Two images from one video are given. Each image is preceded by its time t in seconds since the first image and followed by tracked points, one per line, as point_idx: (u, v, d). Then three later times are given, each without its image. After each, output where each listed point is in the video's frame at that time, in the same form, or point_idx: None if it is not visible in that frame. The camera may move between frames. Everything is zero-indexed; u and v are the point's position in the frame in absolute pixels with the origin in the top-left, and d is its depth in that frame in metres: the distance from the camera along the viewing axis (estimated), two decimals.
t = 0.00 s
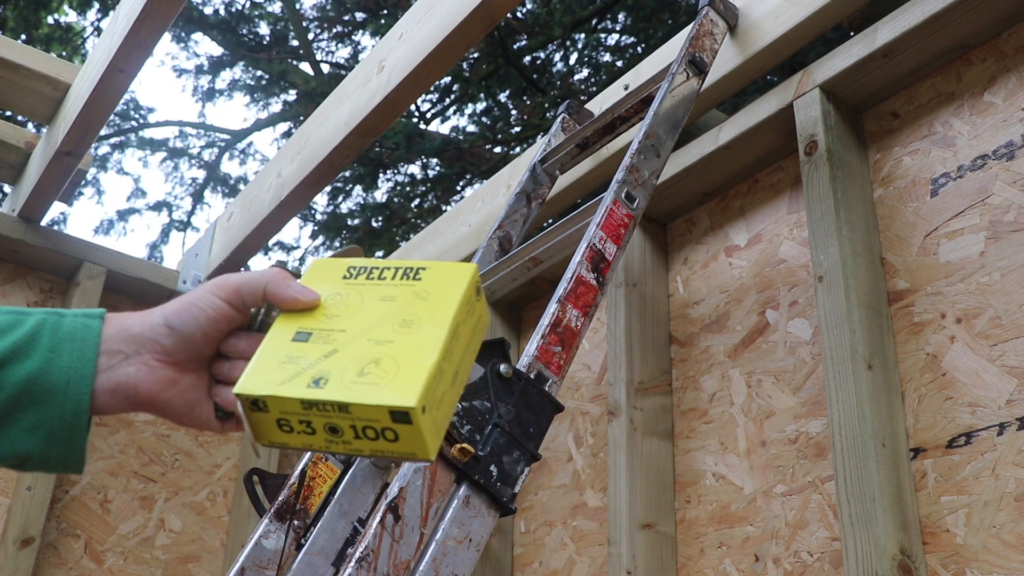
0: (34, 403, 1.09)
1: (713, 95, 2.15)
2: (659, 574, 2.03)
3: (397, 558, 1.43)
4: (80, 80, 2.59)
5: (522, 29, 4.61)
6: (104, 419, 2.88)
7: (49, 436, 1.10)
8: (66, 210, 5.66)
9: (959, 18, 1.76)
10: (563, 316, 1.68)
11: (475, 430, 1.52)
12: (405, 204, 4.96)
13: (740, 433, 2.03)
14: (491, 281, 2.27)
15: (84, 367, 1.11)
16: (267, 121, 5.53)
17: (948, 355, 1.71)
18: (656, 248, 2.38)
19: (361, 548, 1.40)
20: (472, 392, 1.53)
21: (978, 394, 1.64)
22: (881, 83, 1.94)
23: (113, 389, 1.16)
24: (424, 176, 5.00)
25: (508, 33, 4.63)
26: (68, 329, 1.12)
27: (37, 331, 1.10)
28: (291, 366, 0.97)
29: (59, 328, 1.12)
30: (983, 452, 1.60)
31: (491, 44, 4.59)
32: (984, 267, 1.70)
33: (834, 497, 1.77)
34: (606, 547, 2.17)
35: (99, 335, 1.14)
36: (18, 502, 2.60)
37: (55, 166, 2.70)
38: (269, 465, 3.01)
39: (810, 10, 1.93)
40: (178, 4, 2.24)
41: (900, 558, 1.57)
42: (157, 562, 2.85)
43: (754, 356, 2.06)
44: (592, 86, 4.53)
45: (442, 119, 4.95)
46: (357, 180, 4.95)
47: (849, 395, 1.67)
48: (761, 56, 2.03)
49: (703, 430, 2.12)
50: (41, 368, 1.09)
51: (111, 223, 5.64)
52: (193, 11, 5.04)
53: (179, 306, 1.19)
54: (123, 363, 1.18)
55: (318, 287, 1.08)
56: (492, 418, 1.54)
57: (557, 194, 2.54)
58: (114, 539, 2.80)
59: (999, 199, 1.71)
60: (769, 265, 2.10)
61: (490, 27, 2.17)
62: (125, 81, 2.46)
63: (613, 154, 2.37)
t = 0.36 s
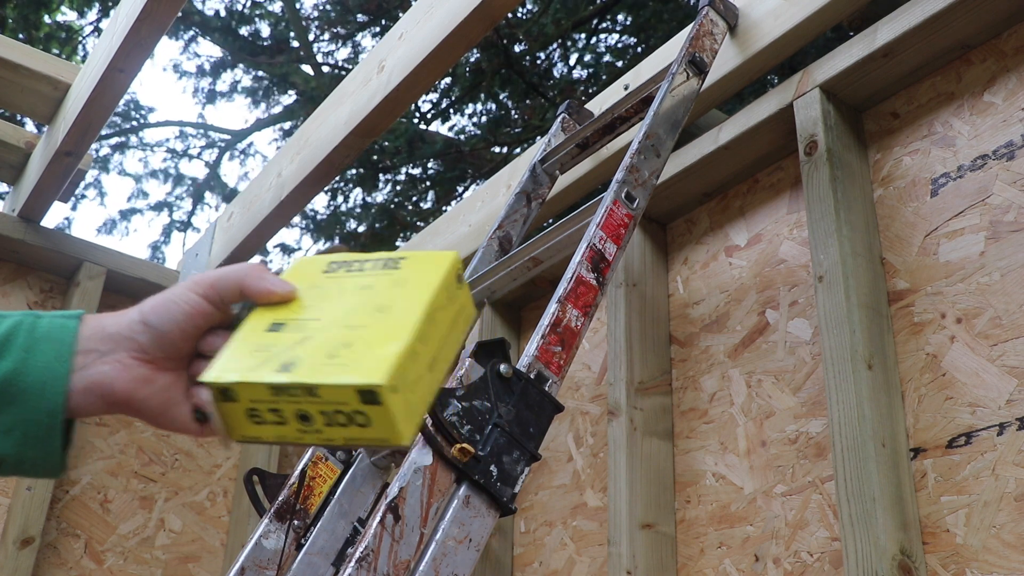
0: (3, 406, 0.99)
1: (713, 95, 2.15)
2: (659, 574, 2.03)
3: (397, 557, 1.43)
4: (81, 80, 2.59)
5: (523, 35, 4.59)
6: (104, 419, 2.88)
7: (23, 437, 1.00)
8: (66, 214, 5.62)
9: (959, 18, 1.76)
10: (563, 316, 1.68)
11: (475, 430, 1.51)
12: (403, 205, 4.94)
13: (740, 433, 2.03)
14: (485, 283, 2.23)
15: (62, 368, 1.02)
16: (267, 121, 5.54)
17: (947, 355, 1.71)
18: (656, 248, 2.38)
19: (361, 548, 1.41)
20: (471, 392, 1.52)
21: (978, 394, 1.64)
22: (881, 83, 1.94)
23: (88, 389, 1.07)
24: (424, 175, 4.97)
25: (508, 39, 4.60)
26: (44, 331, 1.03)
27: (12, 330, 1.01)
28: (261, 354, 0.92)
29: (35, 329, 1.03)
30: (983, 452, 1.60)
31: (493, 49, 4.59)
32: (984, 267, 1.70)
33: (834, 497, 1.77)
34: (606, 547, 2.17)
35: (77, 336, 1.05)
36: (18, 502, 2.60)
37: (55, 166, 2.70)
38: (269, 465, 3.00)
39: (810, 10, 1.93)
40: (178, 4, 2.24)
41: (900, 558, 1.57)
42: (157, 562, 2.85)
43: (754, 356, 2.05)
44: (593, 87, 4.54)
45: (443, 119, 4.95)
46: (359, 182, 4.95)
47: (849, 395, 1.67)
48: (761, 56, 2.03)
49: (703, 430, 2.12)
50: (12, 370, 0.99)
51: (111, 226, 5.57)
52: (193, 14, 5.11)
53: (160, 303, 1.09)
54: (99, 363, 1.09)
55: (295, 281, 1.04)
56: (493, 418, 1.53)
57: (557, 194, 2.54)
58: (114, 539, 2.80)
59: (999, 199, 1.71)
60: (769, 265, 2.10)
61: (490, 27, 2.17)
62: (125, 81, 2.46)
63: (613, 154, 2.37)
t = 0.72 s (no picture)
0: None
1: (713, 95, 2.14)
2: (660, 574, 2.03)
3: (397, 557, 1.45)
4: (80, 80, 2.59)
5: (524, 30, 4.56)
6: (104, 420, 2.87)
7: None
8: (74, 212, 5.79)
9: (959, 18, 1.76)
10: (563, 316, 1.68)
11: (475, 430, 1.51)
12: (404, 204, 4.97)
13: (740, 433, 2.03)
14: (485, 282, 2.22)
15: None
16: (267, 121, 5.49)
17: (947, 355, 1.70)
18: (656, 248, 2.38)
19: (362, 548, 1.43)
20: (472, 392, 1.53)
21: (978, 394, 1.64)
22: (881, 83, 1.94)
23: None
24: (424, 175, 4.99)
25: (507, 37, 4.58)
26: None
27: None
28: None
29: None
30: (983, 452, 1.60)
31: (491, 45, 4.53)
32: (984, 267, 1.70)
33: (834, 497, 1.77)
34: (606, 547, 2.17)
35: None
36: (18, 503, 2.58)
37: (55, 167, 2.70)
38: (269, 465, 3.00)
39: (811, 10, 1.93)
40: (178, 4, 2.24)
41: (900, 558, 1.57)
42: (157, 562, 2.84)
43: (754, 356, 2.06)
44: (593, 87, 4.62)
45: (442, 119, 4.89)
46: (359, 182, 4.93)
47: (849, 395, 1.67)
48: (761, 56, 2.03)
49: (703, 430, 2.12)
50: None
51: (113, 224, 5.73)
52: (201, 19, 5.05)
53: None
54: None
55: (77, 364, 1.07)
56: (493, 419, 1.53)
57: (557, 194, 2.55)
58: (114, 539, 2.79)
59: (999, 199, 1.72)
60: (769, 265, 2.10)
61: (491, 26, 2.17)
62: (125, 82, 2.46)
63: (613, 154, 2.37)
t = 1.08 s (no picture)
0: None
1: (713, 95, 2.14)
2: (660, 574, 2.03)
3: (397, 557, 1.45)
4: (81, 80, 2.59)
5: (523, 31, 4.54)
6: (104, 419, 2.87)
7: None
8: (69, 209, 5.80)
9: (959, 17, 1.76)
10: (563, 316, 1.68)
11: (475, 430, 1.51)
12: (404, 205, 4.96)
13: (740, 433, 2.03)
14: (486, 282, 2.22)
15: None
16: (267, 121, 5.51)
17: (948, 355, 1.70)
18: (656, 248, 2.38)
19: (362, 548, 1.43)
20: (472, 392, 1.53)
21: (978, 394, 1.64)
22: (881, 83, 1.94)
23: None
24: (424, 177, 4.96)
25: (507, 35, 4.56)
26: None
27: None
28: None
29: None
30: (983, 452, 1.60)
31: (490, 44, 4.54)
32: (984, 267, 1.70)
33: (834, 497, 1.77)
34: (606, 547, 2.17)
35: None
36: (18, 502, 2.57)
37: (55, 167, 2.70)
38: (270, 465, 3.00)
39: (811, 10, 1.93)
40: (177, 4, 2.24)
41: (900, 558, 1.57)
42: (157, 562, 2.84)
43: (754, 356, 2.06)
44: (592, 87, 4.61)
45: (442, 119, 4.89)
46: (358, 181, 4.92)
47: (849, 395, 1.67)
48: (761, 56, 2.03)
49: (703, 430, 2.12)
50: None
51: (112, 223, 5.74)
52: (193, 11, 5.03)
53: None
54: None
55: None
56: (493, 419, 1.53)
57: (557, 194, 2.55)
58: (114, 539, 2.78)
59: (999, 199, 1.72)
60: (769, 265, 2.10)
61: (491, 27, 2.18)
62: (125, 82, 2.46)
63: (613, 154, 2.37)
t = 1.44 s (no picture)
0: None
1: (713, 95, 2.14)
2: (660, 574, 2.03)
3: (397, 558, 1.44)
4: (81, 80, 2.59)
5: (524, 31, 4.57)
6: (104, 419, 2.87)
7: None
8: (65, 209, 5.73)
9: (959, 17, 1.76)
10: (563, 316, 1.68)
11: (475, 431, 1.51)
12: (404, 204, 4.96)
13: (740, 433, 2.03)
14: (486, 282, 2.22)
15: None
16: (267, 120, 5.54)
17: (948, 355, 1.70)
18: (656, 248, 2.37)
19: (361, 548, 1.42)
20: (472, 392, 1.53)
21: (978, 394, 1.64)
22: (881, 83, 1.94)
23: None
24: (424, 176, 4.97)
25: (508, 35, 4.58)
26: None
27: None
28: None
29: None
30: (983, 452, 1.60)
31: (492, 44, 4.53)
32: (984, 267, 1.70)
33: (834, 497, 1.77)
34: (606, 548, 2.17)
35: None
36: (18, 502, 2.57)
37: (55, 167, 2.70)
38: (269, 465, 3.00)
39: (811, 10, 1.93)
40: (177, 4, 2.25)
41: (900, 558, 1.57)
42: (157, 562, 2.84)
43: (754, 356, 2.06)
44: (593, 86, 4.61)
45: (443, 118, 4.91)
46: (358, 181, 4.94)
47: (849, 395, 1.67)
48: (761, 56, 2.03)
49: (703, 430, 2.12)
50: None
51: (111, 223, 5.73)
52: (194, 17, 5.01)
53: None
54: None
55: None
56: (492, 419, 1.53)
57: (557, 194, 2.55)
58: (114, 539, 2.78)
59: (999, 199, 1.72)
60: (769, 265, 2.10)
61: (491, 26, 2.18)
62: (125, 81, 2.46)
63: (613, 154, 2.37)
